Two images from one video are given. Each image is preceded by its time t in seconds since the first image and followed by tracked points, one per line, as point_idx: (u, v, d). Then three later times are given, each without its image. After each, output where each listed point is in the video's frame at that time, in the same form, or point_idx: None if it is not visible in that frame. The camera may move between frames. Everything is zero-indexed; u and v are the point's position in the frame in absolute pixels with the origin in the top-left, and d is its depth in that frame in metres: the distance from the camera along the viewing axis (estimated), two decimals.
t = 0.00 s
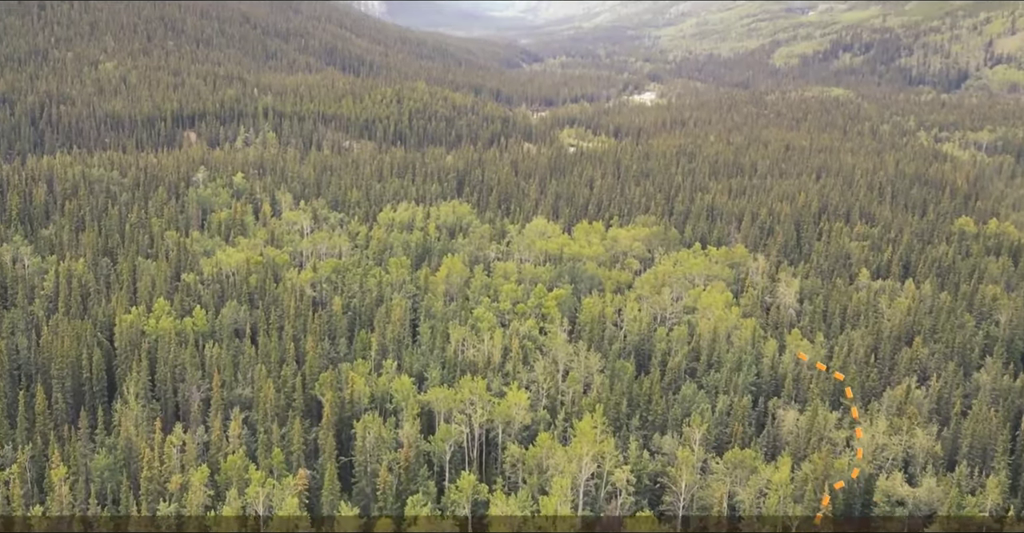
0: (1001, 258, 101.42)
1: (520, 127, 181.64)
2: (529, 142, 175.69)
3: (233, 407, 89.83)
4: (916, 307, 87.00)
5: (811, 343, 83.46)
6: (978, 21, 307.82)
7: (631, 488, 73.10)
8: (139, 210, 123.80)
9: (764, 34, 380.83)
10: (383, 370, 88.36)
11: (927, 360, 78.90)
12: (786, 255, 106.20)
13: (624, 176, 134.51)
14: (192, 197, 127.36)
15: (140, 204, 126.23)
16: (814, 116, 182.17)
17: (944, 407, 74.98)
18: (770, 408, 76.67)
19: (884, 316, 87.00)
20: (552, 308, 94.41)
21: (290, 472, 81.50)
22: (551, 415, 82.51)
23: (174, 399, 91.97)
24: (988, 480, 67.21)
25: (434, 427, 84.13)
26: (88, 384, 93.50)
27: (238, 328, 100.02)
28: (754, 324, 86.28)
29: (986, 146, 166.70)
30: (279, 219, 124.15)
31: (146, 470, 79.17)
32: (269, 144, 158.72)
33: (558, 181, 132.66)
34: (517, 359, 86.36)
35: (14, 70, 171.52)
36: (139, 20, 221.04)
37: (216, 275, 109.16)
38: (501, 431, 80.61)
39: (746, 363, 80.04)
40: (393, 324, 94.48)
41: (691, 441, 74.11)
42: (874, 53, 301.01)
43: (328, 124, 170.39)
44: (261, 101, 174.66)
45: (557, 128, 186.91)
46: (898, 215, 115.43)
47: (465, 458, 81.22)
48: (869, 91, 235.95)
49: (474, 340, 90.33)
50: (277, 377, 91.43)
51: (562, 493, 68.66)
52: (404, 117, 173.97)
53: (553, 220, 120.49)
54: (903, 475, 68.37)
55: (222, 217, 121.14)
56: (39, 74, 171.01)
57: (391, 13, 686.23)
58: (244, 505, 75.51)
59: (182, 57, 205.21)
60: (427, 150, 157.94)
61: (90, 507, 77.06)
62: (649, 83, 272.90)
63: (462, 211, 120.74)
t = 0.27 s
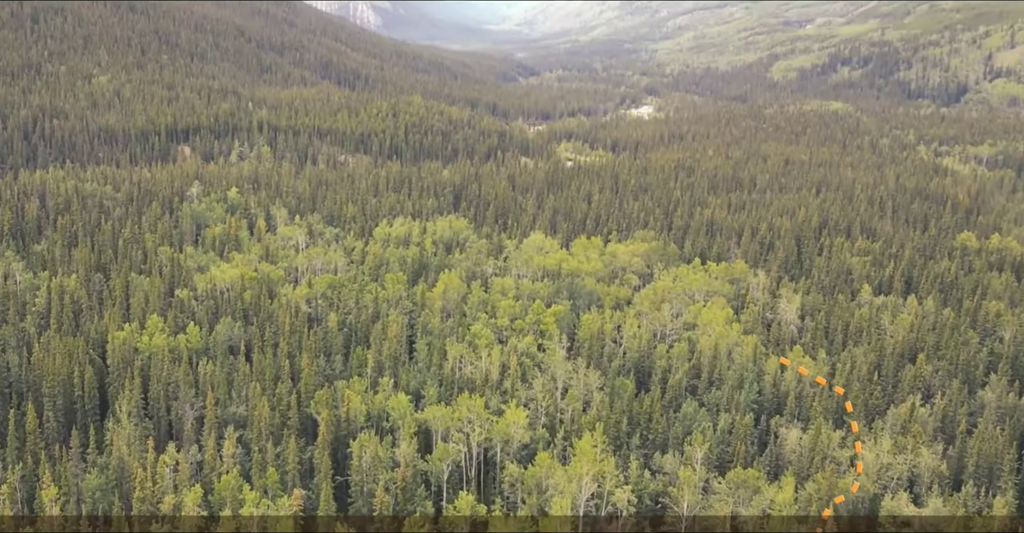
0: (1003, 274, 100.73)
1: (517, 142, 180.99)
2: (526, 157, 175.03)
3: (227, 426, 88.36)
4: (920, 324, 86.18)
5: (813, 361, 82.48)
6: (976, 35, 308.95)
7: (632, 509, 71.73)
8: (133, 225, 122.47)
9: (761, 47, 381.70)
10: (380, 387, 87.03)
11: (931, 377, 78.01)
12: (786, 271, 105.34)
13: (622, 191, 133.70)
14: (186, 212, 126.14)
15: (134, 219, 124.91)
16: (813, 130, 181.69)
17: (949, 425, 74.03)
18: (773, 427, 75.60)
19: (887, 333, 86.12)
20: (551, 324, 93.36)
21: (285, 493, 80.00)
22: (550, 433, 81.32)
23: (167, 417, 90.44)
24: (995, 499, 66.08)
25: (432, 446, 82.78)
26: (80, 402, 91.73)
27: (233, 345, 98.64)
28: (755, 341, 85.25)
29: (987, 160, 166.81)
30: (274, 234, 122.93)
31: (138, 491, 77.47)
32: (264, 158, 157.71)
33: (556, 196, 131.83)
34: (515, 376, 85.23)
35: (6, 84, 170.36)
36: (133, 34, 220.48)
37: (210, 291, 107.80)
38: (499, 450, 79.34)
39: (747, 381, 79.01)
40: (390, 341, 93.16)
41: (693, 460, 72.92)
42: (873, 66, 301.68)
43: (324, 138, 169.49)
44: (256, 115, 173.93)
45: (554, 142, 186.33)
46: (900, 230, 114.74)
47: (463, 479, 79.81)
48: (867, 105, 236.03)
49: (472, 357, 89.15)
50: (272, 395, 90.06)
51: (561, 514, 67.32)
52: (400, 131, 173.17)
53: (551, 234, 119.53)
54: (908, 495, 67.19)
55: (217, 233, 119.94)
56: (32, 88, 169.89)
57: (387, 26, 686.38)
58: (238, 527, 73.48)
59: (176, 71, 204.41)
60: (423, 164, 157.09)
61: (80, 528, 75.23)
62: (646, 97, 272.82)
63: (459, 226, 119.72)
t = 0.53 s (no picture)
0: (1007, 289, 100.12)
1: (514, 156, 180.46)
2: (523, 171, 174.47)
3: (222, 444, 87.01)
4: (923, 340, 85.41)
5: (815, 378, 81.67)
6: (975, 48, 311.04)
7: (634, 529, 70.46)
8: (127, 240, 121.29)
9: (758, 61, 383.05)
10: (377, 405, 85.88)
11: (935, 394, 77.25)
12: (787, 286, 104.65)
13: (621, 205, 133.06)
14: (181, 226, 124.98)
15: (128, 234, 123.65)
16: (812, 144, 181.47)
17: (954, 443, 73.23)
18: (776, 446, 74.71)
19: (889, 349, 85.48)
20: (550, 340, 92.40)
21: (281, 513, 78.60)
22: (550, 452, 80.25)
23: (161, 436, 88.93)
24: (1003, 519, 65.15)
25: (430, 465, 81.56)
26: (72, 420, 90.02)
27: (228, 362, 97.36)
28: (757, 358, 84.45)
29: (987, 174, 166.89)
30: (269, 249, 121.91)
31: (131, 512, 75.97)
32: (260, 172, 156.78)
33: (554, 211, 131.09)
34: (514, 393, 84.08)
35: None
36: (128, 47, 219.99)
37: (205, 307, 106.51)
38: (498, 469, 78.15)
39: (749, 399, 78.03)
40: (387, 357, 91.99)
41: (695, 479, 71.92)
42: (871, 80, 302.78)
43: (319, 152, 168.72)
44: (251, 129, 173.24)
45: (552, 156, 185.84)
46: (901, 246, 114.20)
47: (462, 498, 78.50)
48: (866, 119, 236.57)
49: (470, 374, 88.09)
50: (267, 412, 88.68)
51: None
52: (396, 145, 172.51)
53: (549, 250, 118.74)
54: (914, 515, 66.19)
55: (212, 248, 118.80)
56: (26, 102, 168.96)
57: (384, 39, 687.26)
58: None
59: (171, 85, 203.75)
60: (420, 178, 156.37)
61: None
62: (643, 111, 272.99)
63: (456, 241, 118.78)
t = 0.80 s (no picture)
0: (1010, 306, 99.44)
1: (511, 170, 179.82)
2: (521, 185, 173.72)
3: (215, 464, 85.48)
4: (926, 357, 84.60)
5: (817, 396, 80.83)
6: (974, 62, 312.08)
7: None
8: (120, 255, 120.02)
9: (756, 75, 383.78)
10: (373, 423, 84.52)
11: (939, 412, 76.45)
12: (788, 302, 103.84)
13: (619, 220, 132.32)
14: (175, 242, 123.78)
15: (121, 249, 122.35)
16: (811, 158, 181.16)
17: (959, 462, 72.35)
18: (778, 465, 73.70)
19: (892, 367, 84.75)
20: (548, 358, 91.31)
21: None
22: (550, 471, 79.01)
23: (154, 455, 87.24)
24: None
25: (427, 484, 80.15)
26: (63, 439, 88.05)
27: (222, 380, 95.92)
28: (758, 375, 83.56)
29: (988, 189, 166.41)
30: (264, 265, 120.79)
31: None
32: (255, 187, 155.74)
33: (551, 226, 130.27)
34: (512, 412, 82.88)
35: None
36: (123, 61, 219.41)
37: (199, 323, 105.07)
38: (497, 489, 76.77)
39: (751, 417, 76.98)
40: (384, 374, 90.64)
41: (697, 499, 70.81)
42: (870, 94, 303.54)
43: (315, 167, 167.84)
44: (246, 144, 172.50)
45: (549, 170, 185.25)
46: (902, 261, 113.55)
47: (460, 518, 77.02)
48: (865, 132, 236.37)
49: (468, 391, 86.87)
50: (262, 431, 87.22)
51: None
52: (393, 159, 171.73)
53: (547, 265, 117.83)
54: None
55: (206, 263, 117.59)
56: (18, 116, 167.95)
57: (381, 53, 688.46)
58: None
59: (165, 99, 202.99)
60: (417, 193, 155.54)
61: None
62: (640, 124, 272.95)
63: (453, 256, 117.78)
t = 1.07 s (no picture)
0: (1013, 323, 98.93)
1: (508, 185, 179.23)
2: (518, 201, 173.07)
3: (209, 483, 83.72)
4: (929, 375, 83.87)
5: (820, 414, 80.15)
6: (973, 76, 313.11)
7: None
8: (113, 271, 118.63)
9: (753, 89, 384.60)
10: (369, 441, 82.98)
11: (944, 430, 75.72)
12: (789, 319, 103.13)
13: (617, 236, 131.58)
14: (169, 257, 122.62)
15: (114, 265, 121.04)
16: (810, 173, 180.91)
17: (965, 481, 71.59)
18: (780, 485, 72.86)
19: (896, 384, 84.16)
20: (547, 375, 90.24)
21: None
22: (549, 491, 77.73)
23: (147, 473, 85.03)
24: None
25: (425, 504, 78.62)
26: (53, 457, 85.69)
27: (216, 397, 94.37)
28: (759, 393, 82.76)
29: (989, 204, 166.19)
30: (259, 280, 119.66)
31: None
32: (249, 202, 154.73)
33: (549, 241, 129.58)
34: (511, 430, 81.64)
35: None
36: (116, 76, 218.58)
37: (193, 340, 103.48)
38: (496, 509, 75.30)
39: (753, 436, 75.95)
40: (380, 392, 89.26)
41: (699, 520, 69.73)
42: (869, 108, 304.40)
43: (310, 181, 166.99)
44: (241, 158, 171.71)
45: (546, 185, 184.76)
46: (904, 277, 113.01)
47: None
48: (864, 147, 236.40)
49: (465, 409, 85.58)
50: (256, 450, 85.71)
51: None
52: (388, 174, 170.97)
53: (545, 281, 116.96)
54: None
55: (200, 279, 116.41)
56: (11, 131, 166.72)
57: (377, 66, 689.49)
58: None
59: (160, 113, 202.11)
60: (413, 208, 154.73)
61: None
62: (637, 138, 272.92)
63: (450, 272, 116.87)
